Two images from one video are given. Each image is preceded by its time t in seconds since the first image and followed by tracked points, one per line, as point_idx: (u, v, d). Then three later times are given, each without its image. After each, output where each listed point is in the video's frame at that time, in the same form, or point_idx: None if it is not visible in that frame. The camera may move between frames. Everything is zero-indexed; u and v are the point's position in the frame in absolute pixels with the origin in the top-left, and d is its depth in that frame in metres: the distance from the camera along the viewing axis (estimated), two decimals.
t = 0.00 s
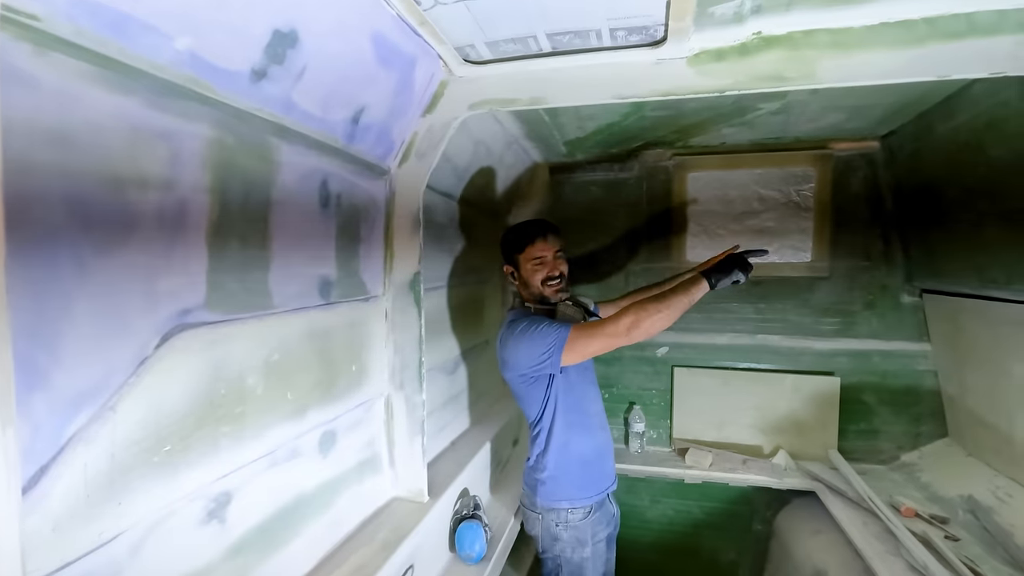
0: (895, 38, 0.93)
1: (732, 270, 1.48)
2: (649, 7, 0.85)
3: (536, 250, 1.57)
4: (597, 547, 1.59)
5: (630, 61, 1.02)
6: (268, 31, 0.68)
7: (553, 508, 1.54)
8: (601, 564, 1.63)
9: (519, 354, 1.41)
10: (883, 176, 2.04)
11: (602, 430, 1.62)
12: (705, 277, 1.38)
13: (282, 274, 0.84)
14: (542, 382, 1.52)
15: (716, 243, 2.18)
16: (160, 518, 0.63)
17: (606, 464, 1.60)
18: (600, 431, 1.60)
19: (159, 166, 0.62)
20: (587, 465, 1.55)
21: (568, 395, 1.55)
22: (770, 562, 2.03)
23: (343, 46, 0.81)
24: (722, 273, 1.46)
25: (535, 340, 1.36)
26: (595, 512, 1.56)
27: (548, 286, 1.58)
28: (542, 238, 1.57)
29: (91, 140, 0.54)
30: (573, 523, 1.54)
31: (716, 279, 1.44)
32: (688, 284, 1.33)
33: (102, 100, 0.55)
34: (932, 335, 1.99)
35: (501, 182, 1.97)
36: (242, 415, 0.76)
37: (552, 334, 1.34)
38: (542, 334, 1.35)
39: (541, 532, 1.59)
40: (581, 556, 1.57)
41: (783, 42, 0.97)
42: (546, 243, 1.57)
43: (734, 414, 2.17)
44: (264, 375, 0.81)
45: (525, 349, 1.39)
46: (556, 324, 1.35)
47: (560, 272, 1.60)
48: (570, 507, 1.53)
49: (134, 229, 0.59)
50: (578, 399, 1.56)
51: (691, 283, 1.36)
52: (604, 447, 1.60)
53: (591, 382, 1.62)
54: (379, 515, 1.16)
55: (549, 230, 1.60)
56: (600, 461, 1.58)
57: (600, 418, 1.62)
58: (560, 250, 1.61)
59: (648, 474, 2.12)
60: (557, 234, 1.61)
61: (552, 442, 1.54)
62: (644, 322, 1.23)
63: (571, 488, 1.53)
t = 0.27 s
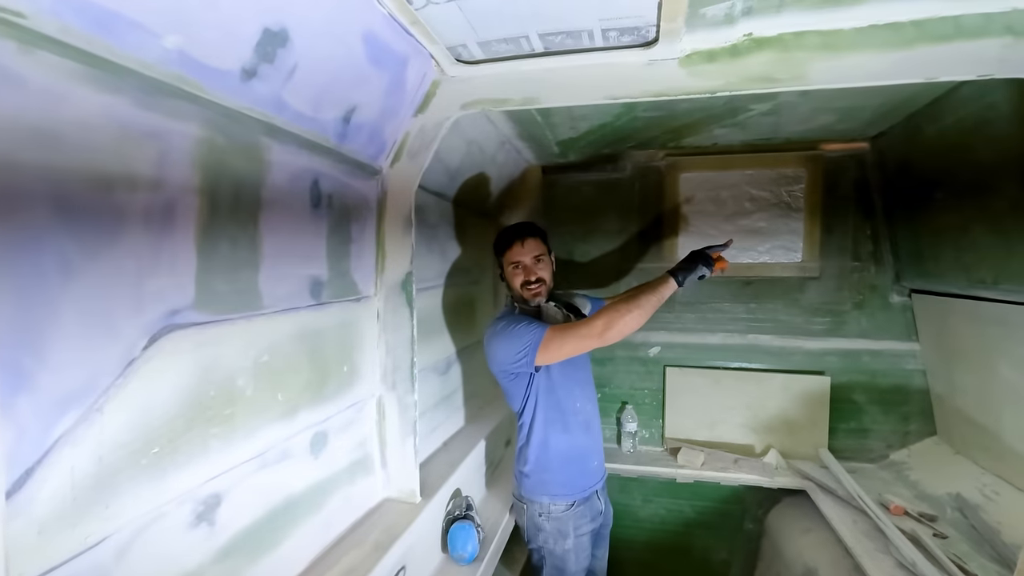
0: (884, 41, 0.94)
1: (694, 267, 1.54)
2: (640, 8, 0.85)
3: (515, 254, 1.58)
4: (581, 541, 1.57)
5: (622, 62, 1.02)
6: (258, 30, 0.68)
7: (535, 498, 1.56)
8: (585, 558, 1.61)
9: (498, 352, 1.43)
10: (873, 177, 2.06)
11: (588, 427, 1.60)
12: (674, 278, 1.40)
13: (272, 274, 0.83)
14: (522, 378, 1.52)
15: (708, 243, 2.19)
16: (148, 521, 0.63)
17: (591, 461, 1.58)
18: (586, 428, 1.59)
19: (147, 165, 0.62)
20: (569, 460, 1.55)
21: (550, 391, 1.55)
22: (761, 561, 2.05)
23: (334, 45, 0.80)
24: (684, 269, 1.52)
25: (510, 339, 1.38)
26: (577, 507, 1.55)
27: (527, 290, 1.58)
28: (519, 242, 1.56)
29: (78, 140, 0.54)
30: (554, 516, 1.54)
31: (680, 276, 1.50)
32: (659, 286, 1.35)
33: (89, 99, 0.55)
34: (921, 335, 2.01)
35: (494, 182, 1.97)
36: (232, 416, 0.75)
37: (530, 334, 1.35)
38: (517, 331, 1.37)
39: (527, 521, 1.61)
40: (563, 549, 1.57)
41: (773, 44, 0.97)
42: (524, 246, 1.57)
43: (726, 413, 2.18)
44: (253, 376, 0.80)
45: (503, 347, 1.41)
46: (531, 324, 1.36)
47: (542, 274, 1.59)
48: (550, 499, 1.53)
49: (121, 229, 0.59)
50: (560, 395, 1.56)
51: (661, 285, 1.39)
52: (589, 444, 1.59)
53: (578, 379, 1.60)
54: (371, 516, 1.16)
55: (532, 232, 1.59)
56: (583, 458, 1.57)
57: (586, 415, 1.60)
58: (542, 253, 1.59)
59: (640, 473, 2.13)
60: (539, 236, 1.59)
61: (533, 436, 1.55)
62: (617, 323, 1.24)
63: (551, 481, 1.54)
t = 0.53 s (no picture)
0: (873, 43, 0.95)
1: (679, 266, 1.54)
2: (632, 8, 0.86)
3: (512, 249, 1.57)
4: (572, 534, 1.57)
5: (614, 62, 1.03)
6: (248, 28, 0.67)
7: (526, 492, 1.56)
8: (576, 552, 1.61)
9: (488, 347, 1.42)
10: (862, 178, 2.07)
11: (578, 423, 1.61)
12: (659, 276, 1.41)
13: (262, 274, 0.83)
14: (513, 373, 1.51)
15: (699, 243, 2.20)
16: (136, 522, 0.62)
17: (581, 456, 1.58)
18: (576, 424, 1.59)
19: (135, 163, 0.61)
20: (559, 455, 1.55)
21: (541, 386, 1.55)
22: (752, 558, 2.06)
23: (325, 43, 0.80)
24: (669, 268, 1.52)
25: (499, 334, 1.38)
26: (568, 501, 1.55)
27: (523, 286, 1.57)
28: (519, 237, 1.56)
29: (64, 137, 0.53)
30: (546, 509, 1.54)
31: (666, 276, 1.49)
32: (643, 284, 1.36)
33: (76, 96, 0.54)
34: (909, 334, 2.03)
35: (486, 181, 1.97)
36: (221, 417, 0.75)
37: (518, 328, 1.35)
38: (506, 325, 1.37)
39: (518, 515, 1.60)
40: (554, 541, 1.56)
41: (764, 45, 0.98)
42: (523, 242, 1.57)
43: (717, 412, 2.19)
44: (243, 377, 0.80)
45: (492, 343, 1.41)
46: (521, 320, 1.37)
47: (538, 271, 1.59)
48: (541, 493, 1.54)
49: (109, 228, 0.58)
50: (551, 391, 1.56)
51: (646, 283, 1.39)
52: (579, 440, 1.59)
53: (569, 375, 1.60)
54: (362, 517, 1.15)
55: (529, 229, 1.59)
56: (573, 453, 1.57)
57: (576, 411, 1.60)
58: (539, 250, 1.59)
59: (631, 472, 2.14)
60: (537, 234, 1.60)
61: (523, 431, 1.56)
62: (602, 320, 1.24)
63: (542, 475, 1.54)
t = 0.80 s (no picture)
0: (853, 46, 0.97)
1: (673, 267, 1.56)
2: (617, 8, 0.86)
3: (509, 246, 1.57)
4: (559, 530, 1.58)
5: (599, 62, 1.03)
6: (229, 22, 0.66)
7: (514, 487, 1.56)
8: (564, 547, 1.61)
9: (480, 343, 1.43)
10: (842, 178, 2.10)
11: (567, 420, 1.61)
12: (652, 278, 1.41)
13: (244, 273, 0.82)
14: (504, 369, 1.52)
15: (684, 242, 2.22)
16: (113, 526, 0.61)
17: (569, 453, 1.59)
18: (565, 421, 1.59)
19: (112, 160, 0.60)
20: (547, 451, 1.55)
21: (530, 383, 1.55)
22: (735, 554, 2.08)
23: (308, 39, 0.79)
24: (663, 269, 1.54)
25: (490, 329, 1.38)
26: (556, 497, 1.55)
27: (517, 284, 1.57)
28: (514, 235, 1.56)
29: (37, 131, 0.52)
30: (534, 504, 1.54)
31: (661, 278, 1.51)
32: (637, 286, 1.36)
33: (50, 90, 0.53)
34: (888, 332, 2.06)
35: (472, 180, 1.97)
36: (202, 418, 0.74)
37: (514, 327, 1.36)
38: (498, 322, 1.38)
39: (506, 511, 1.60)
40: (542, 536, 1.56)
41: (747, 46, 0.99)
42: (518, 240, 1.56)
43: (701, 410, 2.21)
44: (225, 377, 0.79)
45: (484, 339, 1.41)
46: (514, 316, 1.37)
47: (532, 269, 1.58)
48: (529, 488, 1.54)
49: (84, 226, 0.57)
50: (541, 388, 1.56)
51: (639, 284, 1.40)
52: (568, 437, 1.59)
53: (558, 372, 1.60)
54: (347, 517, 1.14)
55: (524, 228, 1.59)
56: (561, 450, 1.57)
57: (565, 408, 1.60)
58: (534, 248, 1.59)
59: (617, 470, 2.15)
60: (531, 232, 1.60)
61: (512, 427, 1.56)
62: (595, 319, 1.25)
63: (529, 471, 1.54)
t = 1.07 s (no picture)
0: (834, 48, 0.98)
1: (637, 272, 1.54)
2: (602, 8, 0.86)
3: (536, 253, 1.54)
4: (547, 527, 1.58)
5: (584, 62, 1.04)
6: (210, 18, 0.65)
7: (503, 485, 1.56)
8: (552, 543, 1.61)
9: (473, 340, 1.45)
10: (823, 179, 2.13)
11: (558, 421, 1.61)
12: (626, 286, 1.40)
13: (226, 272, 0.81)
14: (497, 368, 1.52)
15: (669, 242, 2.23)
16: (91, 528, 0.60)
17: (560, 452, 1.59)
18: (556, 421, 1.59)
19: (89, 156, 0.59)
20: (537, 449, 1.56)
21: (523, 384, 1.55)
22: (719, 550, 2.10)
23: (292, 35, 0.78)
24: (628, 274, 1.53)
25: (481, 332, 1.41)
26: (545, 494, 1.55)
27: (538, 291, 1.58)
28: (547, 245, 1.54)
29: (11, 127, 0.51)
30: (523, 501, 1.54)
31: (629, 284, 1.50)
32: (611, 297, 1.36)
33: (24, 83, 0.52)
34: (868, 330, 2.09)
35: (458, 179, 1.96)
36: (182, 418, 0.73)
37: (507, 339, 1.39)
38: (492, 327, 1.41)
39: (495, 508, 1.60)
40: (530, 533, 1.56)
41: (731, 47, 1.01)
42: (549, 249, 1.55)
43: (686, 408, 2.23)
44: (207, 377, 0.78)
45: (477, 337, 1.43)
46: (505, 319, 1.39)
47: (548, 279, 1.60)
48: (518, 485, 1.54)
49: (61, 223, 0.56)
50: (534, 388, 1.56)
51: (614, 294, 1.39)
52: (558, 437, 1.60)
53: (552, 374, 1.60)
54: (332, 518, 1.13)
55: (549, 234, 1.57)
56: (551, 449, 1.58)
57: (557, 409, 1.61)
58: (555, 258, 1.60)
59: (602, 469, 2.15)
60: (557, 241, 1.59)
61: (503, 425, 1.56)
62: (573, 336, 1.25)
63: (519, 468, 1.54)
